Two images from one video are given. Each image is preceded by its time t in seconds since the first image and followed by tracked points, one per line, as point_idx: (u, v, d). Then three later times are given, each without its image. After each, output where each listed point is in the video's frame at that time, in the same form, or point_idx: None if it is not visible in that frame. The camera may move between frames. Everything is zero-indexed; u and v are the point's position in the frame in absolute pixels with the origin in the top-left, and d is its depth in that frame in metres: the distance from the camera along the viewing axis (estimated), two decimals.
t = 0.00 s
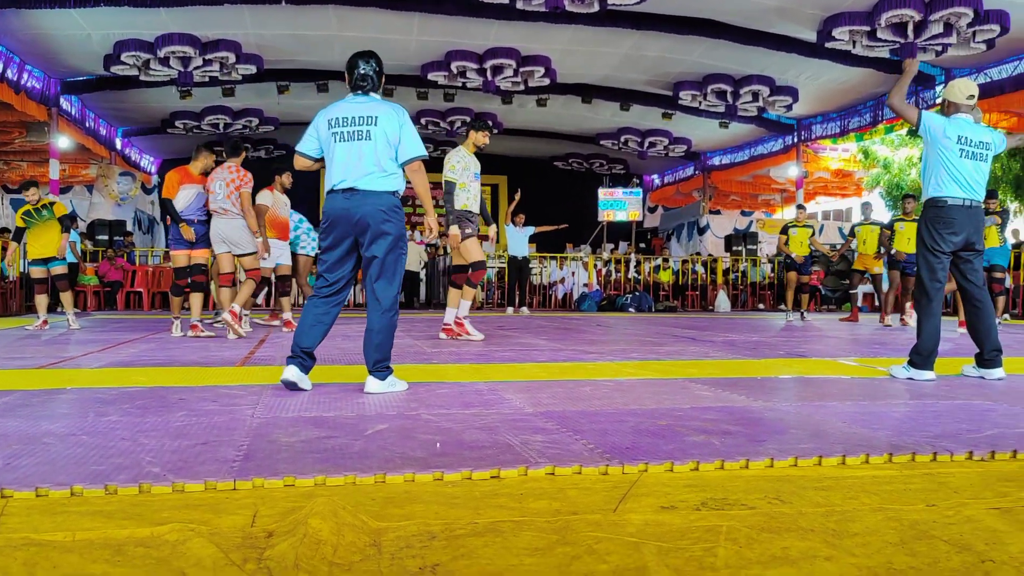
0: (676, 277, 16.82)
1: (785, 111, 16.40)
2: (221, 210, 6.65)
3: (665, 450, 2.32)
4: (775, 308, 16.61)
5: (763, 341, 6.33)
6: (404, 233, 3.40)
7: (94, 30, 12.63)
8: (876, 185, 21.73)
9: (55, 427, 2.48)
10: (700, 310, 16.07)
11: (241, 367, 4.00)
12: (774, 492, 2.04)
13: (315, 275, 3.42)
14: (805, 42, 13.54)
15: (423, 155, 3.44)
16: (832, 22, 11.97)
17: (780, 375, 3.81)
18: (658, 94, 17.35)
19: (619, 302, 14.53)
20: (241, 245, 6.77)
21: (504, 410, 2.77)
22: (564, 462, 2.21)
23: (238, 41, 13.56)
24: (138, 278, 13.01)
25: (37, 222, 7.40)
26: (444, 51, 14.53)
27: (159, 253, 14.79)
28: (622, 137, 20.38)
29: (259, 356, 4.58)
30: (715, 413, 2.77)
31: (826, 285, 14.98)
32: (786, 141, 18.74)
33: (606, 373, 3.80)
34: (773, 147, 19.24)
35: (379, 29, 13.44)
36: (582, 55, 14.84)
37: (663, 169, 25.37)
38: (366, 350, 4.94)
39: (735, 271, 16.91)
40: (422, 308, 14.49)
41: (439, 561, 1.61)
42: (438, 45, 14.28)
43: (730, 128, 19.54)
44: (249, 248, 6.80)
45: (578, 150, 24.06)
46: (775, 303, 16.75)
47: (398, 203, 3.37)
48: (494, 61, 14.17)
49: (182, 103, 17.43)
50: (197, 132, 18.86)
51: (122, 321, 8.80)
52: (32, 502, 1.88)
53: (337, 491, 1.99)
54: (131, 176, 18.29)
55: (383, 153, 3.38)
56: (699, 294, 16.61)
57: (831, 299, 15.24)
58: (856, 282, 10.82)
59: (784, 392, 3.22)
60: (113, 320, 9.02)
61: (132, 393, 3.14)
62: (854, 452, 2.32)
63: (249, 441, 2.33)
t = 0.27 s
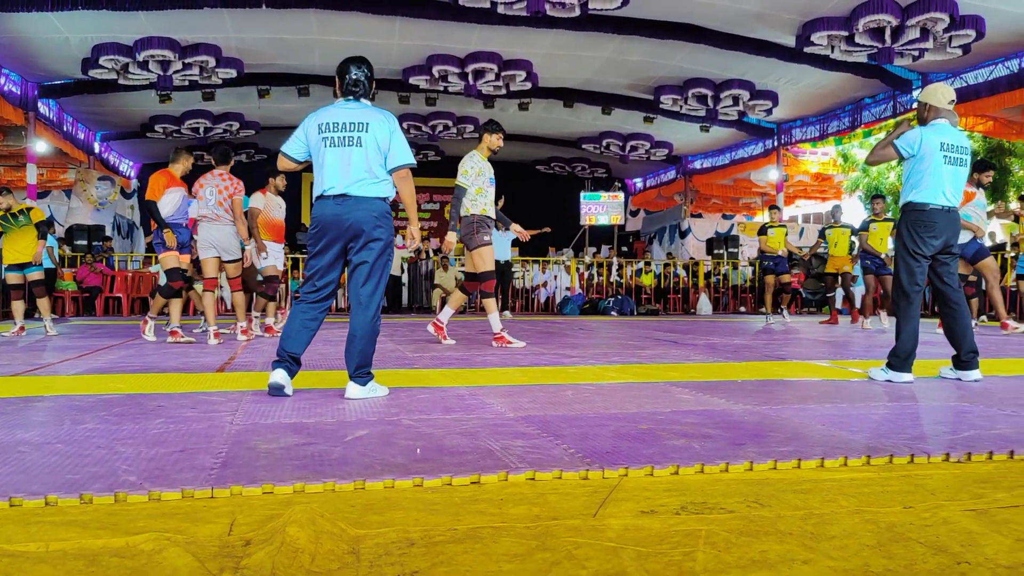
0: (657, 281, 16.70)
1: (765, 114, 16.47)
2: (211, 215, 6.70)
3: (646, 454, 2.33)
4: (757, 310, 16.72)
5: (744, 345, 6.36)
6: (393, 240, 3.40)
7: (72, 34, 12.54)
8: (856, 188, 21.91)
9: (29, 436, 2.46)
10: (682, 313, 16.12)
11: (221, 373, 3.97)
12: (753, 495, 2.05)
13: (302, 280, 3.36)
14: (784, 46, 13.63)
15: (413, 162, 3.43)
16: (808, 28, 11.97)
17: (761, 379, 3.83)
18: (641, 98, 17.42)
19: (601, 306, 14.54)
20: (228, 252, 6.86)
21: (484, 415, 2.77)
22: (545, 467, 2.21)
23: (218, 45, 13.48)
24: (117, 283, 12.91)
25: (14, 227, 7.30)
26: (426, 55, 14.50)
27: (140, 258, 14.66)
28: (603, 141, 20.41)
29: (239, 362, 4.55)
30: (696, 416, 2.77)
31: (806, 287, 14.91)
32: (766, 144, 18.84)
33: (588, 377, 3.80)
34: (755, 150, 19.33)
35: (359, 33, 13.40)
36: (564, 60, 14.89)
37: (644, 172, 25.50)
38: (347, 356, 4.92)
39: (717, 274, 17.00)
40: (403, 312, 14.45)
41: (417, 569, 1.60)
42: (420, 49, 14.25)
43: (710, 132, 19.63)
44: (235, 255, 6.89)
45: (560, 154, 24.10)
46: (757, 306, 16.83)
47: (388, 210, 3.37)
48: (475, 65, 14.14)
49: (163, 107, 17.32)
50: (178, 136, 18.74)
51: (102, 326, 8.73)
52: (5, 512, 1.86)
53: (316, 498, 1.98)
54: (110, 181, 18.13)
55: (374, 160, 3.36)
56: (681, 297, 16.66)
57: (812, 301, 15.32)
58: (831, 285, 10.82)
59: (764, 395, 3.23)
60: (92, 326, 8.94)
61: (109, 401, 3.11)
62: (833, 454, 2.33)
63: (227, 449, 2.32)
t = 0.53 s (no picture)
0: (639, 282, 16.68)
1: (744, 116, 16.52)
2: (204, 220, 6.72)
3: (628, 455, 2.33)
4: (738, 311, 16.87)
5: (725, 345, 6.40)
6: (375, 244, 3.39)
7: (49, 36, 12.43)
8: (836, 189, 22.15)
9: (5, 443, 2.43)
10: (663, 314, 16.20)
11: (201, 378, 3.95)
12: (735, 495, 2.06)
13: (284, 284, 3.35)
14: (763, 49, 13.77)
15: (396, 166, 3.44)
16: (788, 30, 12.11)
17: (743, 378, 3.85)
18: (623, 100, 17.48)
19: (583, 307, 14.59)
20: (218, 256, 6.90)
21: (466, 417, 2.76)
22: (527, 469, 2.21)
23: (197, 47, 13.39)
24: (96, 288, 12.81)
25: None
26: (408, 57, 14.47)
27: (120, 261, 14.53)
28: (586, 144, 20.53)
29: (220, 366, 4.52)
30: (677, 417, 2.79)
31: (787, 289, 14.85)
32: (747, 146, 18.96)
33: (571, 378, 3.81)
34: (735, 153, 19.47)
35: (340, 35, 13.36)
36: (545, 62, 14.92)
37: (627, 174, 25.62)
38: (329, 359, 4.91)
39: (698, 276, 17.09)
40: (385, 315, 14.46)
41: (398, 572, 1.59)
42: (401, 52, 14.21)
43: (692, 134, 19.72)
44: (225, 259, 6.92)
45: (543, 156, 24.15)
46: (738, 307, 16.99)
47: (371, 213, 3.36)
48: (457, 68, 14.12)
49: (142, 110, 17.19)
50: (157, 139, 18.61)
51: (81, 331, 8.63)
52: None
53: (297, 503, 1.97)
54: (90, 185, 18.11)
55: (356, 164, 3.35)
56: (663, 298, 16.75)
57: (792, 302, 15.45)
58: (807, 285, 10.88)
59: (745, 395, 3.25)
60: (70, 331, 8.85)
61: (86, 406, 3.07)
62: (813, 454, 2.34)
63: (207, 453, 2.30)
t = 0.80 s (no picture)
0: (618, 276, 16.86)
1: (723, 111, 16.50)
2: (188, 213, 6.71)
3: (606, 449, 2.34)
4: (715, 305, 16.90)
5: (703, 338, 6.45)
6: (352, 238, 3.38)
7: (19, 26, 12.20)
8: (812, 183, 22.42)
9: None
10: (641, 308, 16.29)
11: (176, 373, 3.91)
12: (711, 487, 2.08)
13: (259, 277, 3.31)
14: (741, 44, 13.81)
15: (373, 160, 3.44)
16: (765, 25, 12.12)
17: (720, 372, 3.88)
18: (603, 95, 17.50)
19: (561, 301, 14.63)
20: (197, 249, 6.87)
21: (444, 412, 2.76)
22: (505, 463, 2.21)
23: (171, 38, 13.19)
24: (69, 283, 12.62)
25: None
26: (385, 50, 14.37)
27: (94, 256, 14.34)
28: (564, 138, 20.55)
29: (196, 361, 4.49)
30: (655, 410, 2.81)
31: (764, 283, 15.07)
32: (723, 141, 19.08)
33: (549, 372, 3.82)
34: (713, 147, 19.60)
35: (317, 28, 13.24)
36: (523, 56, 14.90)
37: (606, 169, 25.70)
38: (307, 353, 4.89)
39: (677, 269, 16.98)
40: (363, 309, 14.41)
41: (377, 567, 1.59)
42: (378, 45, 14.11)
43: (670, 128, 19.79)
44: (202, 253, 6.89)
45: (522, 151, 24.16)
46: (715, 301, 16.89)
47: (347, 207, 3.36)
48: (435, 61, 14.03)
49: (115, 102, 16.93)
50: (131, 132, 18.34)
51: (54, 326, 8.51)
52: None
53: (274, 499, 1.96)
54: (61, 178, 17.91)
55: (333, 157, 3.33)
56: (641, 293, 16.80)
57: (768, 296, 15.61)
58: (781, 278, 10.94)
59: (722, 388, 3.28)
60: (41, 326, 8.72)
61: (59, 402, 3.04)
62: (788, 446, 2.37)
63: (183, 449, 2.28)
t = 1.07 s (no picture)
0: (597, 274, 16.82)
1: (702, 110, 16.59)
2: (162, 212, 6.66)
3: (585, 447, 2.35)
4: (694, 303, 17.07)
5: (682, 336, 6.50)
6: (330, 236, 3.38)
7: None
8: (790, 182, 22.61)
9: None
10: (621, 306, 16.37)
11: (153, 372, 3.88)
12: (690, 485, 2.10)
13: (235, 275, 3.30)
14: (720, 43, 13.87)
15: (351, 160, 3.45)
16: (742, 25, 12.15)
17: (699, 369, 3.91)
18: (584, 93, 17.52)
19: (542, 299, 14.67)
20: (168, 248, 6.82)
21: (425, 410, 2.77)
22: (485, 462, 2.22)
23: (148, 34, 13.04)
24: (43, 281, 12.47)
25: None
26: (365, 47, 14.30)
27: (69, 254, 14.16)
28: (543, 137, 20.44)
29: (173, 360, 4.45)
30: (634, 408, 2.83)
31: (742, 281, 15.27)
32: (702, 139, 19.18)
33: (529, 370, 3.83)
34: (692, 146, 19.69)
35: (297, 25, 13.15)
36: (503, 54, 14.89)
37: (586, 166, 25.78)
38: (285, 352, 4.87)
39: (656, 268, 17.16)
40: (342, 308, 14.38)
41: (356, 567, 1.59)
42: (358, 42, 14.04)
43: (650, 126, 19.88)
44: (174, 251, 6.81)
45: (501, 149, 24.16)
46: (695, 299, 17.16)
47: (325, 205, 3.35)
48: (415, 59, 13.97)
49: (91, 97, 16.71)
50: (106, 128, 18.10)
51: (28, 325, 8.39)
52: None
53: (253, 499, 1.95)
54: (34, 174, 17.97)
55: (313, 155, 3.32)
56: (620, 291, 16.87)
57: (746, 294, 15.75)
58: (758, 276, 11.00)
59: (700, 386, 3.30)
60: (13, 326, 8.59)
61: (34, 402, 3.00)
62: (766, 443, 2.39)
63: (160, 449, 2.27)
